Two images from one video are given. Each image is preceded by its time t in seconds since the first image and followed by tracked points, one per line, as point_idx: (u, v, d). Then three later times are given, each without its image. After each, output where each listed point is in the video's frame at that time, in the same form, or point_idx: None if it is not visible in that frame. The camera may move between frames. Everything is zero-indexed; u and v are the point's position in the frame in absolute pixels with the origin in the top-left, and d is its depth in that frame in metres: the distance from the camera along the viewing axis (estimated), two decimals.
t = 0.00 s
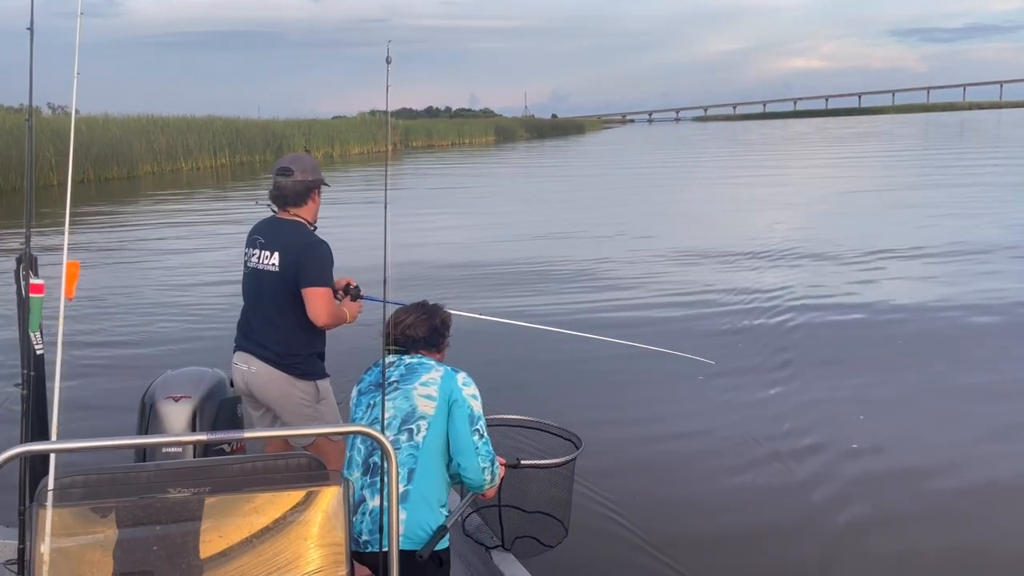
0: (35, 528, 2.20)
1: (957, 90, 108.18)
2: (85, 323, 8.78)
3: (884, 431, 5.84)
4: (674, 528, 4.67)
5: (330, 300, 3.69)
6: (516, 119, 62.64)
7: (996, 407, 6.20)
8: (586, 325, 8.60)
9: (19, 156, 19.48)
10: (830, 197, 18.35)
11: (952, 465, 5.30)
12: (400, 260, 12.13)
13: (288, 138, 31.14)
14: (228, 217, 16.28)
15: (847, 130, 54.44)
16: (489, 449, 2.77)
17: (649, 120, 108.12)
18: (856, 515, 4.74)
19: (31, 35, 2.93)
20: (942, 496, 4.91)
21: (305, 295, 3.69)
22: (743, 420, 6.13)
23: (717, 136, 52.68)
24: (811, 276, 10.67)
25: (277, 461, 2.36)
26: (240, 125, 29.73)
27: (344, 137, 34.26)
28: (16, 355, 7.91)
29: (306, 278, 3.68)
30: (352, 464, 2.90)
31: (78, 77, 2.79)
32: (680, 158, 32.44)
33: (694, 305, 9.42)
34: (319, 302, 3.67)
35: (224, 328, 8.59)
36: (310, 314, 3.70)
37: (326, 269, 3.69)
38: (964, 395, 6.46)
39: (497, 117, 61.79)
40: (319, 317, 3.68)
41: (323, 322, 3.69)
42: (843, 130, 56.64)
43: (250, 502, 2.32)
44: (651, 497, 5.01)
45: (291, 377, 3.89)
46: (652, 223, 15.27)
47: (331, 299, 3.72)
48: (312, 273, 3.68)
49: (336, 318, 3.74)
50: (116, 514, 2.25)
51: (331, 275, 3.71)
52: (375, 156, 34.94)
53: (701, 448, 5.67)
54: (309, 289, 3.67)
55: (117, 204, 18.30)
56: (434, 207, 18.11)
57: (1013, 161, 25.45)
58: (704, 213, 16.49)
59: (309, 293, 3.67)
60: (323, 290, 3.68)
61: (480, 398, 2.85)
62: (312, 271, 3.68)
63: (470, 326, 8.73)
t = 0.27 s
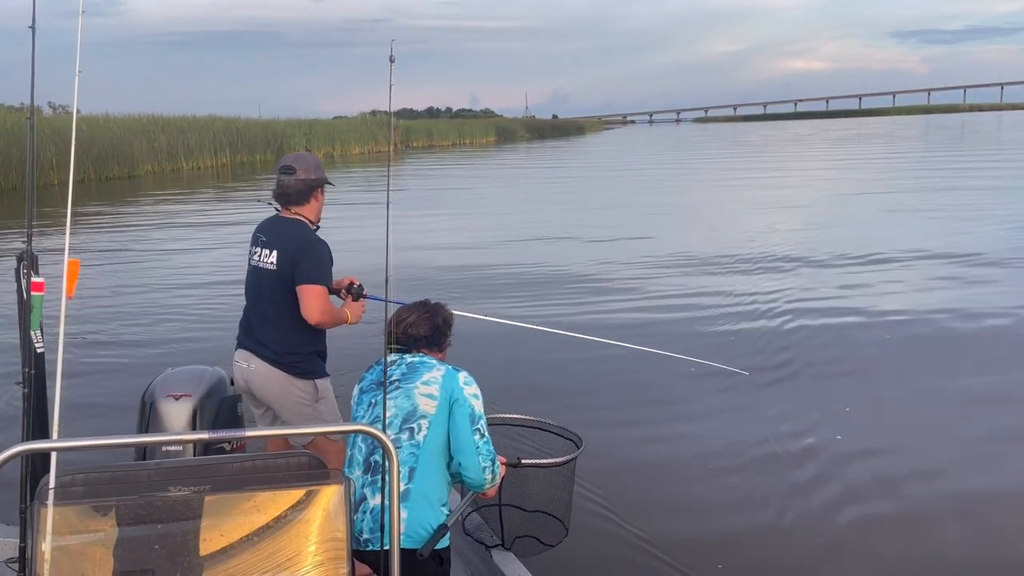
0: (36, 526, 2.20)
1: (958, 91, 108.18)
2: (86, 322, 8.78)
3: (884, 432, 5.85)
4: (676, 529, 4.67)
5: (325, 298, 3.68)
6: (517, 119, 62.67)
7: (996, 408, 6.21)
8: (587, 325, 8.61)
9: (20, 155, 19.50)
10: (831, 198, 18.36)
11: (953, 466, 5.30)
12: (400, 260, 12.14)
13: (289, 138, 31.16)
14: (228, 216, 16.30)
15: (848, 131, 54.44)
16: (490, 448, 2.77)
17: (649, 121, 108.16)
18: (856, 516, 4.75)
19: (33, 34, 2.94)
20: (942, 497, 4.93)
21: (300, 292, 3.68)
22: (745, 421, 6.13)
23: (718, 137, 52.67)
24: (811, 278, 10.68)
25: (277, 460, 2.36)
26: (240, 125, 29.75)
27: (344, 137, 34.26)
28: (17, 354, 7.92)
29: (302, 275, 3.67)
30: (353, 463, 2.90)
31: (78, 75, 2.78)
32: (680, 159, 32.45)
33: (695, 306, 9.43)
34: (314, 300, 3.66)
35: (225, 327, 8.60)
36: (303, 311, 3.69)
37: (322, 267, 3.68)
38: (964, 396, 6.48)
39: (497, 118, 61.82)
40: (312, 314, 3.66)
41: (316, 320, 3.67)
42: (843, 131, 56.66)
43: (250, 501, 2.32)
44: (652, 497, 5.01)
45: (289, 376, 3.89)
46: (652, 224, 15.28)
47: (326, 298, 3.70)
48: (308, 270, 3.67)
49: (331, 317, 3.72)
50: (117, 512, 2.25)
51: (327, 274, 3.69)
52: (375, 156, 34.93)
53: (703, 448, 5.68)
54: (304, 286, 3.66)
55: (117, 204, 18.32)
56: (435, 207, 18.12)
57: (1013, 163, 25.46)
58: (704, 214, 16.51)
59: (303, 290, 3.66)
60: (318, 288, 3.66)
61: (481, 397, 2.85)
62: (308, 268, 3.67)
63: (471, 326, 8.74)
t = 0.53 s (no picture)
0: (35, 524, 2.20)
1: (959, 92, 108.16)
2: (86, 321, 8.79)
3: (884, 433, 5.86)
4: (676, 530, 4.67)
5: (320, 297, 3.66)
6: (517, 119, 62.70)
7: (996, 410, 6.22)
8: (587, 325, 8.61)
9: (20, 154, 19.52)
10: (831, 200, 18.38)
11: (954, 469, 5.31)
12: (400, 260, 12.16)
13: (289, 138, 31.20)
14: (228, 216, 16.31)
15: (849, 132, 54.46)
16: (491, 449, 2.77)
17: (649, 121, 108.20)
18: (855, 518, 4.76)
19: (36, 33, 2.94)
20: (941, 499, 4.93)
21: (295, 291, 3.67)
22: (745, 422, 6.13)
23: (719, 138, 52.68)
24: (812, 279, 10.69)
25: (277, 459, 2.36)
26: (240, 124, 29.77)
27: (344, 137, 34.27)
28: (17, 352, 7.93)
29: (297, 274, 3.66)
30: (353, 462, 2.90)
31: (79, 74, 2.78)
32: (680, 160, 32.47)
33: (695, 307, 9.43)
34: (308, 298, 3.65)
35: (225, 326, 8.61)
36: (297, 310, 3.68)
37: (317, 266, 3.67)
38: (963, 398, 6.48)
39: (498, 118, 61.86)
40: (305, 313, 3.65)
41: (309, 319, 3.65)
42: (843, 132, 56.69)
43: (250, 500, 2.32)
44: (653, 499, 5.01)
45: (287, 375, 3.89)
46: (652, 225, 15.30)
47: (321, 297, 3.69)
48: (303, 269, 3.66)
49: (325, 316, 3.70)
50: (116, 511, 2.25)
51: (322, 273, 3.68)
52: (376, 156, 34.95)
53: (703, 449, 5.68)
54: (298, 284, 3.65)
55: (118, 203, 18.34)
56: (435, 207, 18.14)
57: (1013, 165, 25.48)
58: (704, 215, 16.52)
59: (297, 289, 3.65)
60: (313, 286, 3.65)
61: (482, 398, 2.85)
62: (302, 267, 3.66)
63: (471, 326, 8.75)
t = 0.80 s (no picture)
0: (34, 526, 2.20)
1: (959, 93, 108.17)
2: (86, 322, 8.79)
3: (881, 434, 5.88)
4: (675, 531, 4.68)
5: (312, 298, 3.65)
6: (517, 120, 62.73)
7: (994, 412, 6.23)
8: (587, 326, 8.62)
9: (20, 154, 19.56)
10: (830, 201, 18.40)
11: (953, 471, 5.31)
12: (400, 260, 12.17)
13: (289, 138, 31.23)
14: (228, 216, 16.33)
15: (849, 133, 54.43)
16: (490, 453, 2.77)
17: (649, 122, 108.24)
18: (854, 520, 4.77)
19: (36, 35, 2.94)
20: (939, 501, 4.94)
21: (287, 292, 3.66)
22: (744, 424, 6.14)
23: (719, 138, 52.67)
24: (811, 280, 10.69)
25: (276, 461, 2.36)
26: (240, 124, 29.79)
27: (344, 137, 34.26)
28: (17, 352, 7.94)
29: (289, 275, 3.65)
30: (352, 464, 2.90)
31: (79, 75, 2.78)
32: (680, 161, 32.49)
33: (694, 308, 9.44)
34: (300, 299, 3.63)
35: (224, 327, 8.63)
36: (289, 311, 3.67)
37: (309, 267, 3.66)
38: (962, 400, 6.50)
39: (498, 118, 61.89)
40: (297, 314, 3.64)
41: (301, 319, 3.64)
42: (843, 133, 56.72)
43: (249, 502, 2.32)
44: (653, 500, 5.02)
45: (284, 376, 3.89)
46: (651, 225, 15.32)
47: (314, 298, 3.68)
48: (295, 270, 3.65)
49: (318, 317, 3.68)
50: (115, 513, 2.25)
51: (314, 274, 3.66)
52: (376, 157, 34.94)
53: (703, 451, 5.68)
54: (290, 285, 3.64)
55: (118, 203, 18.36)
56: (435, 208, 18.16)
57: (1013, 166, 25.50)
58: (703, 215, 16.55)
59: (289, 290, 3.64)
60: (305, 287, 3.64)
61: (482, 401, 2.85)
62: (296, 268, 3.65)
63: (470, 326, 8.77)
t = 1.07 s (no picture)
0: (32, 526, 2.20)
1: (958, 93, 108.21)
2: (84, 323, 8.78)
3: (879, 435, 5.88)
4: (672, 532, 4.69)
5: (307, 299, 3.65)
6: (517, 120, 62.75)
7: (992, 412, 6.23)
8: (586, 325, 8.62)
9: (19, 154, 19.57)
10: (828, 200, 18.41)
11: (952, 472, 5.31)
12: (398, 260, 12.18)
13: (288, 137, 31.24)
14: (227, 215, 16.35)
15: (849, 133, 54.45)
16: (486, 456, 2.77)
17: (649, 122, 108.29)
18: (851, 520, 4.77)
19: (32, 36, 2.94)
20: (936, 501, 4.95)
21: (282, 293, 3.66)
22: (743, 424, 6.14)
23: (719, 138, 52.71)
24: (810, 280, 10.68)
25: (274, 462, 2.36)
26: (240, 124, 29.80)
27: (344, 137, 34.25)
28: (15, 353, 7.95)
29: (284, 276, 3.65)
30: (348, 466, 2.90)
31: (77, 76, 2.78)
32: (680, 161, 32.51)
33: (693, 308, 9.44)
34: (295, 300, 3.63)
35: (222, 327, 8.64)
36: (284, 312, 3.67)
37: (304, 268, 3.66)
38: (960, 400, 6.51)
39: (497, 118, 61.91)
40: (292, 315, 3.64)
41: (296, 320, 3.64)
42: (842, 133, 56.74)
43: (246, 503, 2.32)
44: (651, 501, 5.01)
45: (280, 378, 3.89)
46: (650, 225, 15.34)
47: (310, 299, 3.68)
48: (290, 271, 3.65)
49: (313, 318, 3.68)
50: (112, 513, 2.25)
51: (309, 274, 3.66)
52: (375, 157, 34.93)
53: (701, 452, 5.68)
54: (284, 286, 3.64)
55: (117, 203, 18.38)
56: (434, 207, 18.17)
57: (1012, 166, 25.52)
58: (701, 215, 16.56)
59: (284, 291, 3.64)
60: (300, 289, 3.64)
61: (479, 404, 2.85)
62: (289, 270, 3.65)
63: (468, 326, 8.77)
